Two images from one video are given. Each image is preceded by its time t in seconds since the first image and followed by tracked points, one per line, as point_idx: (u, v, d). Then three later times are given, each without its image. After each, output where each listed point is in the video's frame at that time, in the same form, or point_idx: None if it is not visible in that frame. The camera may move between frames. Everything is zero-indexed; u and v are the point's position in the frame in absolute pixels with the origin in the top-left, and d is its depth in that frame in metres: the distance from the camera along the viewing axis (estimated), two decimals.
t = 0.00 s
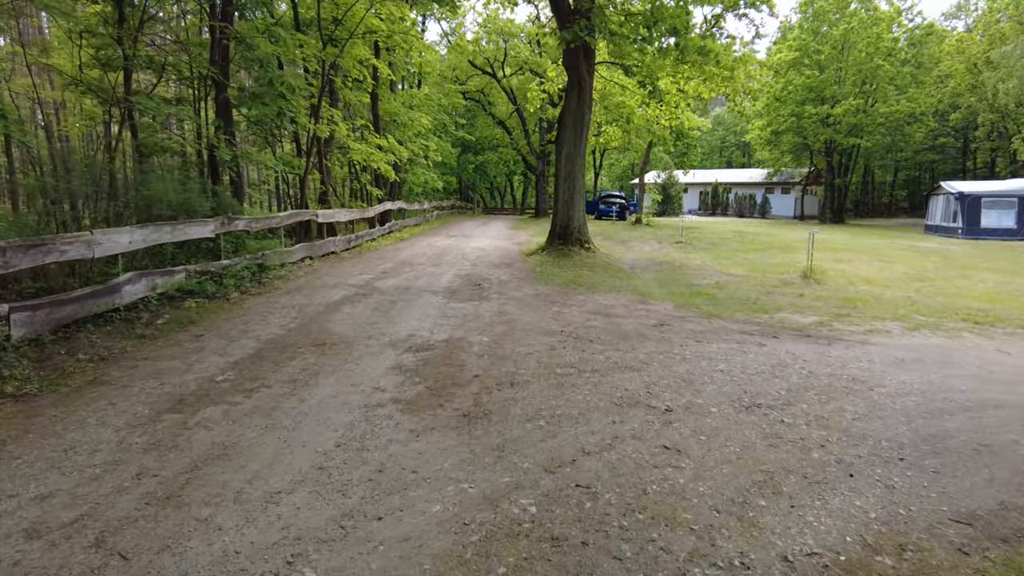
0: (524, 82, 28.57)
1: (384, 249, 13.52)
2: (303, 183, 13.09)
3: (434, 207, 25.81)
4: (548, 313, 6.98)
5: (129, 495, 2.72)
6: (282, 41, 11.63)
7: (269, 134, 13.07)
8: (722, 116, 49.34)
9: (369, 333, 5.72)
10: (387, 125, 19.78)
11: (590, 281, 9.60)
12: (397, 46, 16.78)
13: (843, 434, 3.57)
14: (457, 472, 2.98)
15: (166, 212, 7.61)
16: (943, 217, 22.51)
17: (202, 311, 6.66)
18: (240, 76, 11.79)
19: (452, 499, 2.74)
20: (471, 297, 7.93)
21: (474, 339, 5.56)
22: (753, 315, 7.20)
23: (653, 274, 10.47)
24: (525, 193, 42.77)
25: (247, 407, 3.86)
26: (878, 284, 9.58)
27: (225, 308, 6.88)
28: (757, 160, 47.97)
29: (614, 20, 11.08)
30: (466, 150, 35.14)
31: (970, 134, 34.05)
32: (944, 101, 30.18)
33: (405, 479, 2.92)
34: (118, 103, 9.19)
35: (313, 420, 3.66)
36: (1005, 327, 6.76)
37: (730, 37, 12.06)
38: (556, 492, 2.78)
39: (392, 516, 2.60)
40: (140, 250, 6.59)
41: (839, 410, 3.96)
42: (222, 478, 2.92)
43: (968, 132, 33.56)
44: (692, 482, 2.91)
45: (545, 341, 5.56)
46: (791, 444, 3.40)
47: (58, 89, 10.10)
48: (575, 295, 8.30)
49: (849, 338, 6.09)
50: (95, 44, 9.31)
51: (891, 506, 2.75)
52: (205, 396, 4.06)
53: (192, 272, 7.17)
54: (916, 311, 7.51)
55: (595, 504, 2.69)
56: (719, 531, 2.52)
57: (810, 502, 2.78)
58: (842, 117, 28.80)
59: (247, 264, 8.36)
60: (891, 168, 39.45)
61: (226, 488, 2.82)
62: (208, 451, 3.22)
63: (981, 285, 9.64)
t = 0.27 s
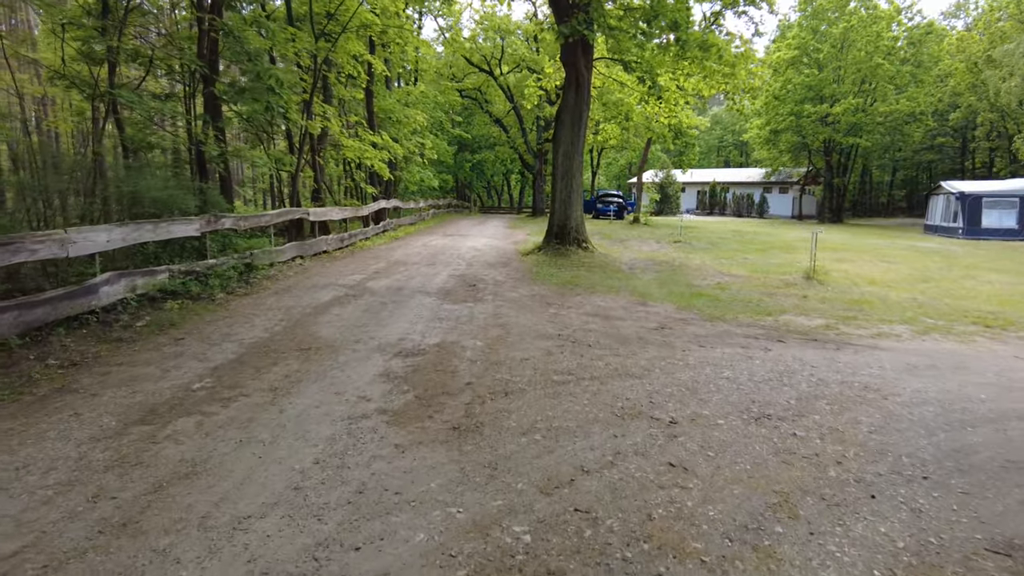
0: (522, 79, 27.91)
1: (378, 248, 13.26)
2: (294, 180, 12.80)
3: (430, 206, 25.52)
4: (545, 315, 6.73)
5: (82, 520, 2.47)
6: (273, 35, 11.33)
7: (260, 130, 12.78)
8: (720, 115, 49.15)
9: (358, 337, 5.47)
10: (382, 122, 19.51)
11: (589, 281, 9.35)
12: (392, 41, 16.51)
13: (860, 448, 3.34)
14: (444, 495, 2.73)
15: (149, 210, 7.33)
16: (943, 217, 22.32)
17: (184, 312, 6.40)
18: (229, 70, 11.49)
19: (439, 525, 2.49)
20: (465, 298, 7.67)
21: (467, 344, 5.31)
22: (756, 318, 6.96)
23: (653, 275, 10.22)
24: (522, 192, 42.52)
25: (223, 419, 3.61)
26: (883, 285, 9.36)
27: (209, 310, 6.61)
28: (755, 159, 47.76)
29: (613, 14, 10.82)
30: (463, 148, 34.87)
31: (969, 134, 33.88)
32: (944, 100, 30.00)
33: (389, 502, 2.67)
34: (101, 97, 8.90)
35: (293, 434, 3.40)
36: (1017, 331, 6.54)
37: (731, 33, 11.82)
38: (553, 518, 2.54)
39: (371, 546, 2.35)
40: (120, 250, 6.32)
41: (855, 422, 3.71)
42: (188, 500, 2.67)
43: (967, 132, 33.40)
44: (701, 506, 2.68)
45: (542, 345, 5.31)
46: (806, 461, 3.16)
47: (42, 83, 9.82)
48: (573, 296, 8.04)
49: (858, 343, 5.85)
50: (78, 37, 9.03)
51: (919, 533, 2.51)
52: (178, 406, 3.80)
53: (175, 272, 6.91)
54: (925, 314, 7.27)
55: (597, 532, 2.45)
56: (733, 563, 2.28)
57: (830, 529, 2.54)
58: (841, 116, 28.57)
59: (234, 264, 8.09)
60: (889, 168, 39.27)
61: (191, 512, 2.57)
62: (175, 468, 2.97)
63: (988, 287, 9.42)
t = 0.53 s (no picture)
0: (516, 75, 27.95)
1: (367, 245, 13.00)
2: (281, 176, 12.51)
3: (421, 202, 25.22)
4: (536, 317, 6.51)
5: (18, 554, 2.22)
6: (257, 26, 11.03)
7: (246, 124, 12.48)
8: (714, 112, 48.96)
9: (339, 341, 5.23)
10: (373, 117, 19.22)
11: (581, 281, 9.12)
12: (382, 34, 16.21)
13: (868, 465, 3.13)
14: (420, 522, 2.51)
15: (126, 207, 7.05)
16: (938, 215, 22.22)
17: (160, 314, 6.13)
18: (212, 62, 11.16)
19: (415, 559, 2.26)
20: (454, 298, 7.44)
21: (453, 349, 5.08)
22: (753, 320, 6.76)
23: (647, 274, 10.01)
24: (515, 188, 42.25)
25: (188, 432, 3.36)
26: (882, 285, 9.20)
27: (186, 311, 6.35)
28: (748, 157, 47.63)
29: (607, 7, 10.57)
30: (455, 143, 34.56)
31: (962, 132, 33.85)
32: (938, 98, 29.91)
33: (361, 531, 2.44)
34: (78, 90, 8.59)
35: (262, 450, 3.17)
36: (1020, 334, 6.36)
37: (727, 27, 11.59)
38: (540, 550, 2.32)
39: None
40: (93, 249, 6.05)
41: (861, 436, 3.51)
42: (140, 529, 2.43)
43: (961, 130, 33.33)
44: (700, 533, 2.46)
45: (531, 350, 5.08)
46: (812, 480, 2.95)
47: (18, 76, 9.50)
48: (565, 296, 7.80)
49: (859, 347, 5.65)
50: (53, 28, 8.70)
51: (939, 565, 2.30)
52: (142, 418, 3.54)
53: (152, 271, 6.63)
54: (925, 317, 7.09)
55: (587, 566, 2.23)
56: None
57: (841, 560, 2.33)
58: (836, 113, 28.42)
59: (215, 263, 7.82)
60: (883, 166, 39.21)
61: (141, 543, 2.33)
62: (130, 490, 2.72)
63: (987, 287, 9.26)
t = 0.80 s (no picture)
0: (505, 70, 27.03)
1: (350, 243, 12.71)
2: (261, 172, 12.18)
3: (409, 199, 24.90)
4: (521, 318, 6.27)
5: None
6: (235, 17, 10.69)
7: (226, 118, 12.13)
8: (704, 109, 48.87)
9: (313, 345, 4.95)
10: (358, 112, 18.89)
11: (569, 280, 8.89)
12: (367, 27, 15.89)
13: (872, 480, 2.91)
14: (383, 552, 2.27)
15: (92, 204, 6.73)
16: (927, 212, 22.18)
17: (126, 315, 5.83)
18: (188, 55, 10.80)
19: None
20: (436, 298, 7.18)
21: (433, 353, 4.83)
22: (745, 320, 6.56)
23: (636, 272, 9.79)
24: (504, 185, 41.95)
25: (138, 447, 3.09)
26: (875, 283, 9.03)
27: (154, 312, 6.05)
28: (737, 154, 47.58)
29: None
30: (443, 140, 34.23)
31: (950, 129, 33.91)
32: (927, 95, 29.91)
33: (316, 564, 2.19)
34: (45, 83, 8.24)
35: (218, 467, 2.91)
36: (1018, 334, 6.19)
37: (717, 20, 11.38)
38: None
39: None
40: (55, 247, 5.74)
41: (862, 448, 3.29)
42: (67, 563, 2.17)
43: (949, 128, 33.38)
44: (692, 563, 2.23)
45: (514, 354, 4.83)
46: (811, 498, 2.73)
47: None
48: (551, 296, 7.56)
49: (855, 349, 5.45)
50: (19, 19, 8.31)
51: None
52: (91, 431, 3.27)
53: (120, 270, 6.33)
54: (921, 316, 6.92)
55: None
56: None
57: None
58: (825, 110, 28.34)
59: (188, 262, 7.51)
60: (871, 163, 39.25)
61: None
62: (63, 516, 2.45)
63: (981, 285, 9.10)
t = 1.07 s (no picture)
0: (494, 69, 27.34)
1: (335, 243, 12.42)
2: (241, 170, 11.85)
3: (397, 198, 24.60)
4: (507, 323, 6.03)
5: None
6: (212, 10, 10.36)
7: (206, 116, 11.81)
8: (694, 107, 48.77)
9: (286, 356, 4.68)
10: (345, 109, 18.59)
11: (557, 282, 8.66)
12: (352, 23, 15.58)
13: (881, 508, 2.69)
14: None
15: (57, 206, 6.42)
16: (918, 212, 22.13)
17: (91, 322, 5.53)
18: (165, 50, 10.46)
19: None
20: (420, 302, 6.93)
21: (412, 363, 4.58)
22: (738, 324, 6.36)
23: (626, 274, 9.58)
24: (494, 184, 41.64)
25: (83, 472, 2.82)
26: (869, 286, 8.87)
27: (121, 319, 5.75)
28: (727, 152, 47.52)
29: None
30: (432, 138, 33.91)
31: (939, 128, 33.93)
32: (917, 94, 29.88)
33: None
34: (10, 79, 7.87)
35: (167, 497, 2.64)
36: (1017, 339, 6.02)
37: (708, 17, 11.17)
38: None
39: None
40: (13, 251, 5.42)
41: (866, 468, 3.08)
42: None
43: (938, 127, 33.42)
44: None
45: (498, 364, 4.59)
46: (816, 529, 2.51)
47: None
48: (539, 299, 7.33)
49: (853, 356, 5.25)
50: None
51: None
52: (32, 454, 2.99)
53: (86, 275, 6.02)
54: (917, 320, 6.74)
55: None
56: None
57: None
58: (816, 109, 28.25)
59: (161, 264, 7.20)
60: (860, 163, 39.30)
61: None
62: None
63: (977, 287, 8.96)
